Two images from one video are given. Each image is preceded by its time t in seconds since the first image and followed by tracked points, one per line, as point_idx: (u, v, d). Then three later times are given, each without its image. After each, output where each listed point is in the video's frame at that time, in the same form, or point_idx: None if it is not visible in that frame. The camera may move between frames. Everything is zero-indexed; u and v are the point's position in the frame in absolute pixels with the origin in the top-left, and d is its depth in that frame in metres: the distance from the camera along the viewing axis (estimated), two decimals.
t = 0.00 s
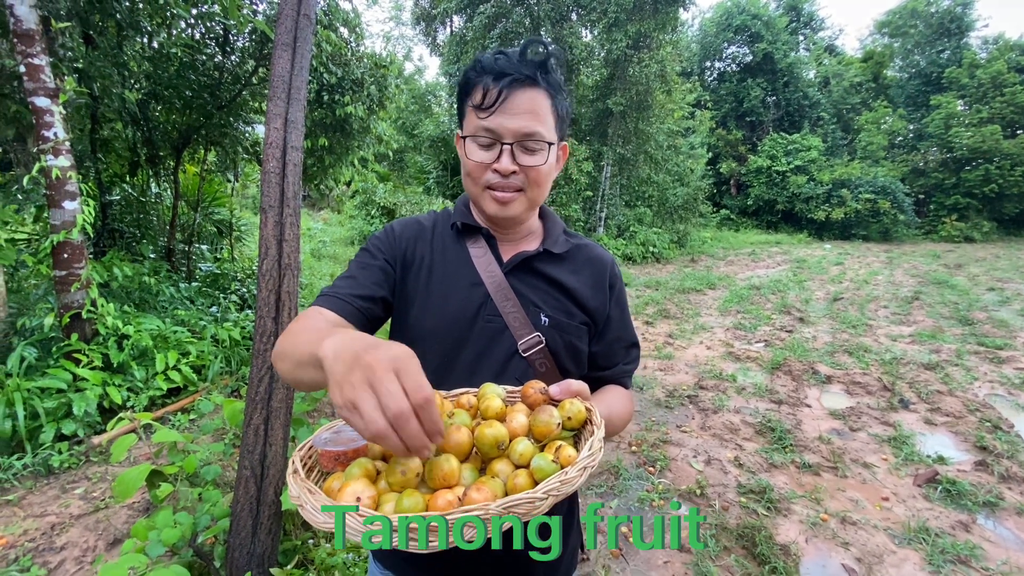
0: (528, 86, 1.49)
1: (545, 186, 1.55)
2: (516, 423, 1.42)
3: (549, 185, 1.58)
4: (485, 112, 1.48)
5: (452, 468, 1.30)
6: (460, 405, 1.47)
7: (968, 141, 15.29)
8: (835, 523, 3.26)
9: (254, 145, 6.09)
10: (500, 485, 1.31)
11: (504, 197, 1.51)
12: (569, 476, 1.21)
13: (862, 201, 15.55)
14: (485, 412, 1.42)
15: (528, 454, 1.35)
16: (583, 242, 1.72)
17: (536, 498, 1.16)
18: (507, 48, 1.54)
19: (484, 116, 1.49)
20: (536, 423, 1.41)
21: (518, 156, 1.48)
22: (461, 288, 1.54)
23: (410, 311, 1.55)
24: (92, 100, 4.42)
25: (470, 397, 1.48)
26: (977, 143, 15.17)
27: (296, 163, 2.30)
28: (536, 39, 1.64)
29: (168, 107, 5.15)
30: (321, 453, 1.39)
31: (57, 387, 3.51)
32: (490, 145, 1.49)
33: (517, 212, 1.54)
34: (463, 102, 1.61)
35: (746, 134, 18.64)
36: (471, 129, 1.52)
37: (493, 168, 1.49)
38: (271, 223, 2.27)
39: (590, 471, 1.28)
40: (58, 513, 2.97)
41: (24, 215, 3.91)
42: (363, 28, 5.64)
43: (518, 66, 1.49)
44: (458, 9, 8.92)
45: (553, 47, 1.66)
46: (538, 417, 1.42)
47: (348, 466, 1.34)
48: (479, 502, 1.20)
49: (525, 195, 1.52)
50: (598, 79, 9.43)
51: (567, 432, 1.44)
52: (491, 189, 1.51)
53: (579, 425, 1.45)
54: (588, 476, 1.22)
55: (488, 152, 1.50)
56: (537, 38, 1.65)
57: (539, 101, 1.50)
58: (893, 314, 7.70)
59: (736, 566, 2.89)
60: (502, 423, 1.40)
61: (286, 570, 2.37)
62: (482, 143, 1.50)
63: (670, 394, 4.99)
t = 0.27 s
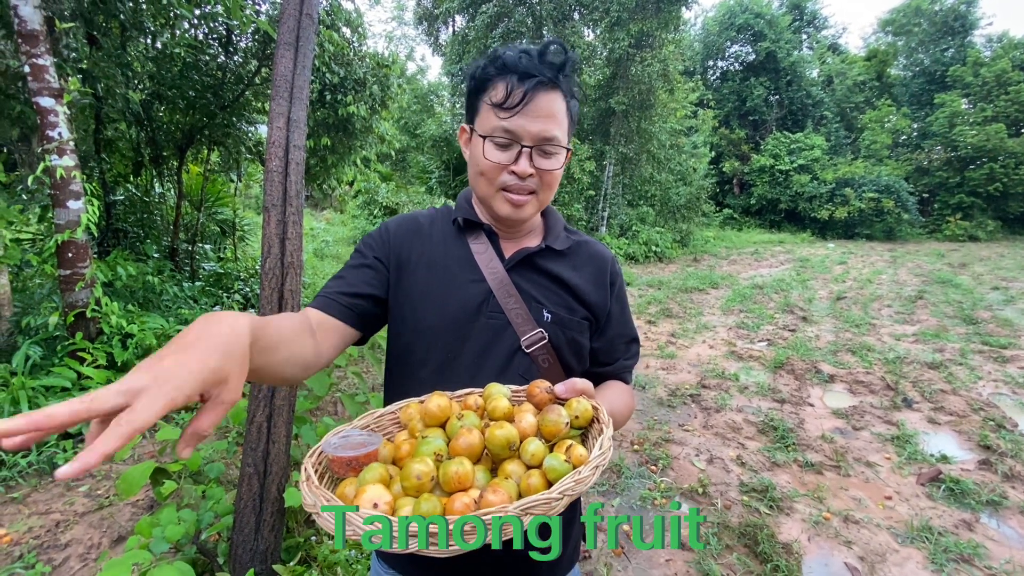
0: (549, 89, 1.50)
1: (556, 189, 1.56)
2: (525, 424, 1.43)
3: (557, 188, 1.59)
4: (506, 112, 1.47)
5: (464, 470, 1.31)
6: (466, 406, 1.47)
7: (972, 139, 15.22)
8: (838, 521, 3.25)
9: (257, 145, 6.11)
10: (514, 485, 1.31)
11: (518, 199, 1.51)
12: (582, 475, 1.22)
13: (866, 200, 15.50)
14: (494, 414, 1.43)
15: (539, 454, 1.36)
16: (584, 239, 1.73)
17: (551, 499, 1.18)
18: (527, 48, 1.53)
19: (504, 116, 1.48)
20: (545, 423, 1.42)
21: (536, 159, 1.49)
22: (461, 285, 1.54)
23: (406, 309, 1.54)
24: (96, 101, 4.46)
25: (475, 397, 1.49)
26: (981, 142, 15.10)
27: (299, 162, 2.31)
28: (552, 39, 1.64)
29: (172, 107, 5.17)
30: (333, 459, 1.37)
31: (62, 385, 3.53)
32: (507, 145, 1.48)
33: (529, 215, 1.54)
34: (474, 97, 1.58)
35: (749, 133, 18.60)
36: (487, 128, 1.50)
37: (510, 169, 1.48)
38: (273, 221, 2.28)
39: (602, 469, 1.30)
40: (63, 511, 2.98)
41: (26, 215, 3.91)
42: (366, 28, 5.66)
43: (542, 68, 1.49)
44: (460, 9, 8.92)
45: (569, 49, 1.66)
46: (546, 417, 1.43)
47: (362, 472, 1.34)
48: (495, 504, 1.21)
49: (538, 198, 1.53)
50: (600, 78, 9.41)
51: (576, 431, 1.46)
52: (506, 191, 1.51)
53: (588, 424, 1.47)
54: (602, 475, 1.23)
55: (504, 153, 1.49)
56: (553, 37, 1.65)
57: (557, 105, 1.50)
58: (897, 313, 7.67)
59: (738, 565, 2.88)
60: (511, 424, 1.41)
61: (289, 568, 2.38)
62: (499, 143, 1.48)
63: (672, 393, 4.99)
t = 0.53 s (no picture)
0: (546, 84, 1.49)
1: (555, 185, 1.55)
2: (521, 419, 1.42)
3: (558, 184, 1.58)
4: (503, 107, 1.47)
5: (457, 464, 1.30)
6: (463, 404, 1.47)
7: (975, 139, 15.16)
8: (840, 521, 3.24)
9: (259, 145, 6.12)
10: (507, 481, 1.30)
11: (517, 196, 1.50)
12: (577, 468, 1.21)
13: (869, 200, 15.45)
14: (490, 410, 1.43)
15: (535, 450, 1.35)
16: (585, 236, 1.72)
17: (543, 491, 1.15)
18: (524, 44, 1.54)
19: (501, 112, 1.47)
20: (541, 420, 1.41)
21: (534, 154, 1.48)
22: (462, 283, 1.54)
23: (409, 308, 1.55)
24: (99, 100, 4.45)
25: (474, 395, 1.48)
26: (984, 141, 15.04)
27: (300, 160, 2.30)
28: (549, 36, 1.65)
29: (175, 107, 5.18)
30: (327, 452, 1.37)
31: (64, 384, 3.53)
32: (505, 140, 1.48)
33: (528, 213, 1.54)
34: (473, 93, 1.59)
35: (752, 133, 18.57)
36: (484, 123, 1.50)
37: (508, 165, 1.47)
38: (275, 220, 2.28)
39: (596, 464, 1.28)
40: (65, 510, 2.99)
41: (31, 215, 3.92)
42: (368, 27, 5.66)
43: (539, 63, 1.49)
44: (462, 8, 8.92)
45: (566, 45, 1.67)
46: (542, 414, 1.42)
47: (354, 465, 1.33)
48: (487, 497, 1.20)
49: (537, 194, 1.52)
50: (602, 77, 9.40)
51: (571, 428, 1.45)
52: (505, 188, 1.50)
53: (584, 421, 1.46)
54: (595, 468, 1.22)
55: (502, 148, 1.48)
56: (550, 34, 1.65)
57: (555, 99, 1.50)
58: (900, 312, 7.65)
59: (740, 564, 2.88)
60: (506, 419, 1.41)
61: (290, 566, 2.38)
62: (496, 138, 1.48)
63: (674, 393, 4.98)
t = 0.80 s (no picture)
0: (560, 82, 1.49)
1: (563, 184, 1.55)
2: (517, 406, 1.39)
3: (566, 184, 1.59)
4: (516, 104, 1.46)
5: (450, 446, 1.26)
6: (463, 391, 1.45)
7: (979, 139, 15.12)
8: (844, 521, 3.23)
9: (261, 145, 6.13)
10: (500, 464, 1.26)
11: (525, 195, 1.50)
12: (568, 452, 1.17)
13: (872, 200, 15.41)
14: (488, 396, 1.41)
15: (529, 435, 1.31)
16: (592, 236, 1.72)
17: (532, 471, 1.11)
18: (539, 40, 1.53)
19: (514, 109, 1.47)
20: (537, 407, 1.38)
21: (545, 153, 1.48)
22: (471, 280, 1.54)
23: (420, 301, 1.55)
24: (102, 100, 4.47)
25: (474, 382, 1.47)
26: (987, 141, 15.00)
27: (303, 159, 2.30)
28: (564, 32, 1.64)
29: (178, 107, 5.19)
30: (326, 432, 1.37)
31: (67, 382, 3.54)
32: (516, 138, 1.47)
33: (536, 211, 1.54)
34: (485, 89, 1.58)
35: (754, 133, 18.54)
36: (496, 120, 1.50)
37: (518, 163, 1.47)
38: (278, 219, 2.29)
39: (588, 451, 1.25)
40: (68, 508, 3.00)
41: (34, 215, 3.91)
42: (370, 28, 5.66)
43: (553, 61, 1.49)
44: (465, 8, 8.92)
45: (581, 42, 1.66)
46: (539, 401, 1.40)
47: (351, 444, 1.32)
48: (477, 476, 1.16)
49: (545, 193, 1.53)
50: (604, 77, 9.37)
51: (567, 419, 1.43)
52: (514, 186, 1.50)
53: (580, 414, 1.44)
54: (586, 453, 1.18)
55: (513, 146, 1.48)
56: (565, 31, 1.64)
57: (568, 99, 1.49)
58: (903, 313, 7.63)
59: (742, 565, 2.87)
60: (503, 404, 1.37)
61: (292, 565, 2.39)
62: (507, 135, 1.48)
63: (676, 393, 4.97)
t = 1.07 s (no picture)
0: (576, 91, 1.49)
1: (571, 191, 1.57)
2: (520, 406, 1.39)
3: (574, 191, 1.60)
4: (532, 110, 1.47)
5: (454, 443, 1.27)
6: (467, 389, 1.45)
7: (982, 139, 15.08)
8: (845, 523, 3.22)
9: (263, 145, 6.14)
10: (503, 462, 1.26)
11: (535, 200, 1.51)
12: (568, 451, 1.17)
13: (874, 201, 15.38)
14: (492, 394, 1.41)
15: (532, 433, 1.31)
16: (595, 236, 1.72)
17: (533, 471, 1.11)
18: (557, 47, 1.53)
19: (530, 113, 1.47)
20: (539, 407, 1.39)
21: (557, 160, 1.49)
22: (476, 280, 1.55)
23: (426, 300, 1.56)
24: (105, 100, 4.48)
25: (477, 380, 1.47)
26: (991, 142, 14.96)
27: (305, 160, 2.31)
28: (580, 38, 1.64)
29: (180, 107, 5.20)
30: (334, 426, 1.38)
31: (70, 382, 3.55)
32: (530, 143, 1.48)
33: (544, 216, 1.54)
34: (500, 91, 1.57)
35: (756, 133, 18.51)
36: (512, 124, 1.49)
37: (530, 168, 1.47)
38: (280, 219, 2.30)
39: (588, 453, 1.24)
40: (71, 507, 3.01)
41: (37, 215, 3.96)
42: (372, 28, 5.66)
43: (570, 69, 1.49)
44: (466, 9, 8.93)
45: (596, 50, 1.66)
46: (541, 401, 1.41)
47: (358, 439, 1.33)
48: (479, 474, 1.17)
49: (554, 199, 1.54)
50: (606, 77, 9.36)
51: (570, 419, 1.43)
52: (523, 190, 1.50)
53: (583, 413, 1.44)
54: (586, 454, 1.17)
55: (527, 151, 1.48)
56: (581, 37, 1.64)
57: (583, 108, 1.50)
58: (905, 314, 7.62)
59: (744, 565, 2.87)
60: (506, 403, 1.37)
61: (294, 564, 2.39)
62: (521, 141, 1.48)
63: (678, 394, 4.96)
